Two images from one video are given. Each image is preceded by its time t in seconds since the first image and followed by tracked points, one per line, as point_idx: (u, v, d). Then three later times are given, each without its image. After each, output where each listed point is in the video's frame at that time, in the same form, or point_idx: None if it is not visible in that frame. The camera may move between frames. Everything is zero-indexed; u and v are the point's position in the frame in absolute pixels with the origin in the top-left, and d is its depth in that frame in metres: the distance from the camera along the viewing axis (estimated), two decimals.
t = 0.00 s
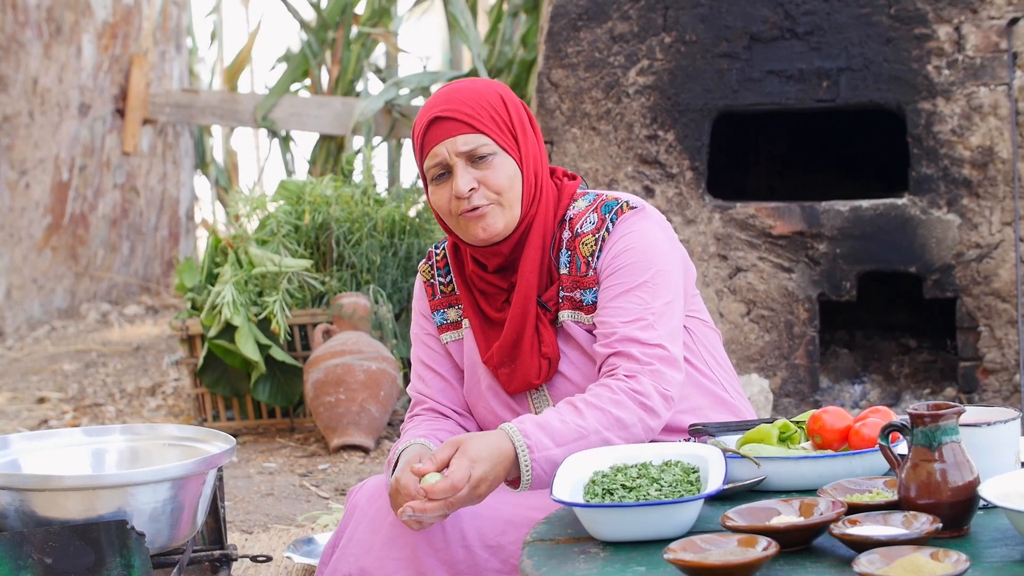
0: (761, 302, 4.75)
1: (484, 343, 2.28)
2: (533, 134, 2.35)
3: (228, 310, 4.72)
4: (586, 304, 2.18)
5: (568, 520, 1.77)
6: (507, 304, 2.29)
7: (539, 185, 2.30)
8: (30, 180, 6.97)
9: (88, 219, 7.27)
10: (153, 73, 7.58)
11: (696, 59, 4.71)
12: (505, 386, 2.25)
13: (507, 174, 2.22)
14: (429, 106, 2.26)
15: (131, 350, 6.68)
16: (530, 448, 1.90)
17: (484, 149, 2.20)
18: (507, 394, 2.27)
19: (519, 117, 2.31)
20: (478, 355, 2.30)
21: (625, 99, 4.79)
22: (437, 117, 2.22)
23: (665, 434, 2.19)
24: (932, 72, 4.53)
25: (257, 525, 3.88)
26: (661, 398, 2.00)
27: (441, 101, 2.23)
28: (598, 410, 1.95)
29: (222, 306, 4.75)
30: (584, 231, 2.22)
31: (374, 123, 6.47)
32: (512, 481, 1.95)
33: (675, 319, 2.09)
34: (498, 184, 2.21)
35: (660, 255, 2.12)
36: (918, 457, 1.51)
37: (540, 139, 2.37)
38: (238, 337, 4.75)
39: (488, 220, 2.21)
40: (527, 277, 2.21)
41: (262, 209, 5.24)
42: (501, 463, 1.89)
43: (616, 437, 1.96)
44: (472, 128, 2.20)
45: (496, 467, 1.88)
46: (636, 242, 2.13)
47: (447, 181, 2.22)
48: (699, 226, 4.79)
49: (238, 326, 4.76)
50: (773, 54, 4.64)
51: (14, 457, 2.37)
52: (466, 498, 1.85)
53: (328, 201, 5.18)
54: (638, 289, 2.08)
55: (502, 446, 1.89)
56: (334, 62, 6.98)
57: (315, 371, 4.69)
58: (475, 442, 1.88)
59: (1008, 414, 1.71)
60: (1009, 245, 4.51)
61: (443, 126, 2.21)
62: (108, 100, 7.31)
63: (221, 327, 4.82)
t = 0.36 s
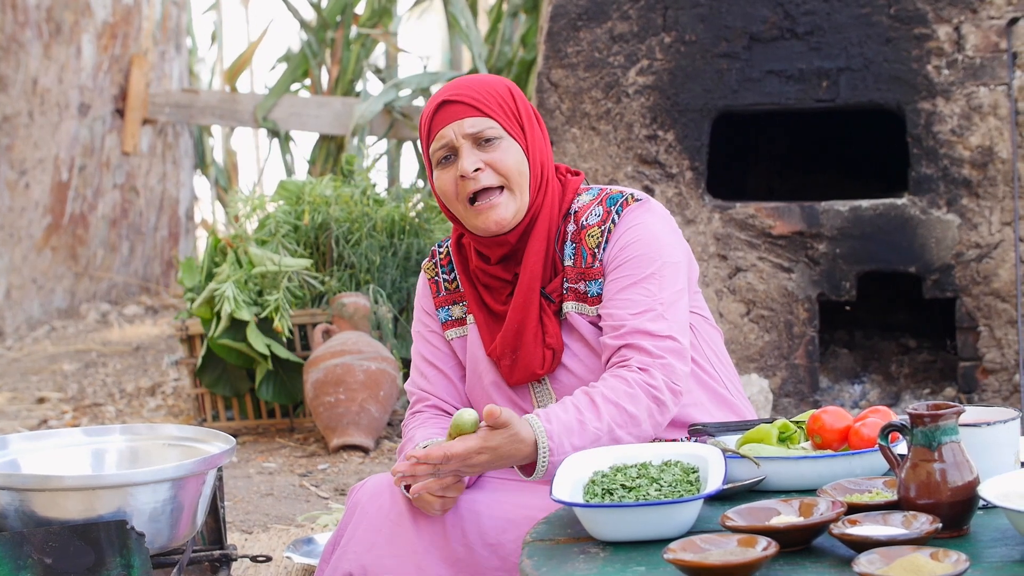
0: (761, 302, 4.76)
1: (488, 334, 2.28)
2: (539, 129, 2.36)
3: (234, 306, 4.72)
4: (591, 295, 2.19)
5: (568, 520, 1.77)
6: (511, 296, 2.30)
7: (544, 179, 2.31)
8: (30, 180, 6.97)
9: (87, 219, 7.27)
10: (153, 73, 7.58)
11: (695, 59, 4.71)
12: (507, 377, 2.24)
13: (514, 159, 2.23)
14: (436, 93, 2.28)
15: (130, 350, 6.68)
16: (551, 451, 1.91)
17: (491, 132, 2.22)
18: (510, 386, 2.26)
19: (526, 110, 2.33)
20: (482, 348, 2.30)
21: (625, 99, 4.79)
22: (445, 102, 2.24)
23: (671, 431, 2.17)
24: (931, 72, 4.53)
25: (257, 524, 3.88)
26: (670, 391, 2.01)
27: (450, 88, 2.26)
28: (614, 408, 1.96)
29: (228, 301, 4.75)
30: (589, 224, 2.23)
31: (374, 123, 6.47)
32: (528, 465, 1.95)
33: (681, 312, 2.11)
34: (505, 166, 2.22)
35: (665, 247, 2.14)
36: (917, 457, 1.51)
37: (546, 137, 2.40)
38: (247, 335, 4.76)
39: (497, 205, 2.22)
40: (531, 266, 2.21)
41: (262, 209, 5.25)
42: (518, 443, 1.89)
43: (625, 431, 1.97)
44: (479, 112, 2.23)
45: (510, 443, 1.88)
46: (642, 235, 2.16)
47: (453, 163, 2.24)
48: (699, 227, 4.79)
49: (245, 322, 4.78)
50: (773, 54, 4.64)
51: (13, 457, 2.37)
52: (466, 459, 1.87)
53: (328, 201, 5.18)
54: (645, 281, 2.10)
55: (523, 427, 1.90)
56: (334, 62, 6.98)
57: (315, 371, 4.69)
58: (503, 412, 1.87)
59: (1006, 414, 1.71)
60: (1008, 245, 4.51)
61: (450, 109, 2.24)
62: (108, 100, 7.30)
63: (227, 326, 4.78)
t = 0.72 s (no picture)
0: (760, 302, 4.76)
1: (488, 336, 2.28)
2: (539, 130, 2.35)
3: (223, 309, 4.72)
4: (590, 296, 2.19)
5: (568, 520, 1.77)
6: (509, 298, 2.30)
7: (544, 181, 2.31)
8: (30, 181, 6.97)
9: (87, 219, 7.27)
10: (152, 74, 7.57)
11: (695, 59, 4.71)
12: (507, 380, 2.24)
13: (514, 170, 2.22)
14: (439, 97, 2.26)
15: (130, 350, 6.68)
16: (559, 454, 1.91)
17: (491, 144, 2.21)
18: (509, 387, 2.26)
19: (528, 113, 2.31)
20: (482, 349, 2.30)
21: (625, 99, 4.79)
22: (446, 109, 2.22)
23: (671, 431, 2.17)
24: (931, 72, 4.53)
25: (257, 524, 3.88)
26: (669, 394, 2.02)
27: (452, 94, 2.24)
28: (615, 408, 1.96)
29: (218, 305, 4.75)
30: (589, 225, 2.23)
31: (374, 123, 6.47)
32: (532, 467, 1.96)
33: (680, 313, 2.11)
34: (504, 179, 2.21)
35: (663, 248, 2.14)
36: (917, 457, 1.51)
37: (547, 135, 2.39)
38: (230, 339, 4.75)
39: (489, 215, 2.22)
40: (531, 268, 2.21)
41: (261, 209, 5.25)
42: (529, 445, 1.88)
43: (627, 434, 1.97)
44: (480, 123, 2.21)
45: (522, 445, 1.87)
46: (641, 235, 2.16)
47: (452, 173, 2.23)
48: (698, 227, 4.79)
49: (232, 327, 4.77)
50: (772, 54, 4.64)
51: (13, 458, 2.37)
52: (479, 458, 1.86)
53: (327, 201, 5.18)
54: (644, 282, 2.10)
55: (534, 430, 1.89)
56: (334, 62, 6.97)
57: (314, 371, 4.69)
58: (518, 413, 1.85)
59: (1006, 414, 1.71)
60: (1008, 245, 4.51)
61: (451, 117, 2.22)
62: (107, 100, 7.30)
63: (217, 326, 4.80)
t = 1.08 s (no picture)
0: (760, 302, 4.76)
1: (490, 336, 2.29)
2: (538, 131, 2.34)
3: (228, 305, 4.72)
4: (591, 295, 2.20)
5: (568, 520, 1.77)
6: (511, 298, 2.31)
7: (545, 183, 2.31)
8: (30, 181, 6.97)
9: (87, 219, 7.27)
10: (152, 74, 7.57)
11: (695, 59, 4.71)
12: (508, 379, 2.25)
13: (512, 187, 2.21)
14: (432, 114, 2.23)
15: (130, 350, 6.67)
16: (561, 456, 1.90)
17: (488, 164, 2.19)
18: (510, 386, 2.27)
19: (521, 118, 2.28)
20: (483, 348, 2.31)
21: (625, 99, 4.79)
22: (438, 130, 2.20)
23: (671, 432, 2.17)
24: (930, 72, 4.53)
25: (257, 524, 3.88)
26: (669, 394, 2.02)
27: (443, 112, 2.21)
28: (615, 408, 1.96)
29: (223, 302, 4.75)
30: (590, 223, 2.23)
31: (373, 123, 6.46)
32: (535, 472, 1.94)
33: (680, 313, 2.11)
34: (504, 197, 2.20)
35: (665, 248, 2.14)
36: (917, 457, 1.51)
37: (543, 134, 2.37)
38: (240, 336, 4.75)
39: (496, 235, 2.23)
40: (533, 269, 2.22)
41: (261, 209, 5.25)
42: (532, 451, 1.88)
43: (627, 435, 1.97)
44: (474, 142, 2.19)
45: (525, 451, 1.87)
46: (642, 235, 2.16)
47: (451, 194, 2.22)
48: (698, 227, 4.79)
49: (241, 324, 4.77)
50: (772, 54, 4.64)
51: (13, 458, 2.37)
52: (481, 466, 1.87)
53: (327, 201, 5.18)
54: (644, 282, 2.10)
55: (535, 435, 1.88)
56: (334, 62, 6.97)
57: (314, 371, 4.68)
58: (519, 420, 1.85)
59: (1005, 414, 1.71)
60: (1008, 245, 4.51)
61: (445, 139, 2.20)
62: (107, 100, 7.30)
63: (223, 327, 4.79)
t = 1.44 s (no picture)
0: (760, 302, 4.76)
1: (491, 332, 2.29)
2: (542, 128, 2.34)
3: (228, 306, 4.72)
4: (594, 292, 2.20)
5: (568, 520, 1.77)
6: (513, 294, 2.31)
7: (548, 179, 2.31)
8: (29, 180, 6.97)
9: (87, 219, 7.27)
10: (152, 74, 7.56)
11: (694, 59, 4.71)
12: (510, 376, 2.25)
13: (514, 180, 2.21)
14: (436, 107, 2.24)
15: (129, 350, 6.67)
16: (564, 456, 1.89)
17: (491, 156, 2.19)
18: (512, 383, 2.26)
19: (525, 114, 2.28)
20: (485, 345, 2.31)
21: (624, 99, 4.79)
22: (442, 122, 2.20)
23: (671, 431, 2.17)
24: (930, 72, 4.53)
25: (256, 524, 3.88)
26: (670, 392, 2.02)
27: (448, 104, 2.22)
28: (618, 406, 1.96)
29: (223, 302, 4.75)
30: (594, 221, 2.24)
31: (373, 123, 6.47)
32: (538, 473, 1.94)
33: (681, 312, 2.11)
34: (506, 190, 2.20)
35: (667, 246, 2.14)
36: (917, 457, 1.51)
37: (547, 132, 2.37)
38: (239, 336, 4.75)
39: (498, 227, 2.22)
40: (536, 265, 2.22)
41: (261, 209, 5.25)
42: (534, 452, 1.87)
43: (630, 433, 1.97)
44: (478, 134, 2.19)
45: (528, 452, 1.86)
46: (646, 233, 2.16)
47: (454, 187, 2.22)
48: (698, 227, 4.80)
49: (239, 325, 4.77)
50: (772, 54, 4.64)
51: (13, 458, 2.37)
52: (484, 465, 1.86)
53: (327, 201, 5.18)
54: (647, 279, 2.10)
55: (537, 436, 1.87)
56: (334, 62, 6.97)
57: (314, 371, 4.68)
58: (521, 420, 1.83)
59: (1005, 414, 1.71)
60: (1008, 245, 4.51)
61: (449, 131, 2.20)
62: (107, 100, 7.30)
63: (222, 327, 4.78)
